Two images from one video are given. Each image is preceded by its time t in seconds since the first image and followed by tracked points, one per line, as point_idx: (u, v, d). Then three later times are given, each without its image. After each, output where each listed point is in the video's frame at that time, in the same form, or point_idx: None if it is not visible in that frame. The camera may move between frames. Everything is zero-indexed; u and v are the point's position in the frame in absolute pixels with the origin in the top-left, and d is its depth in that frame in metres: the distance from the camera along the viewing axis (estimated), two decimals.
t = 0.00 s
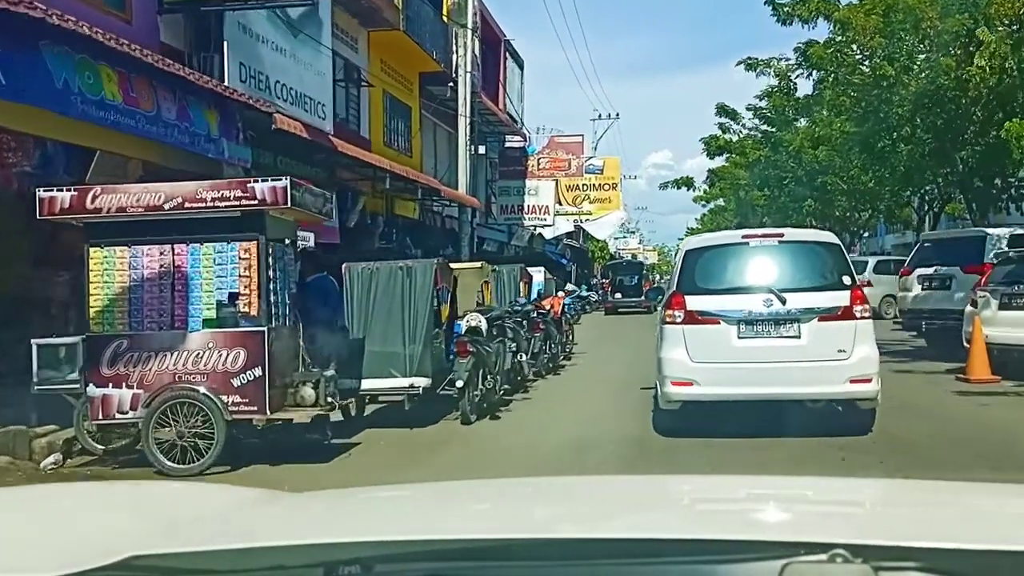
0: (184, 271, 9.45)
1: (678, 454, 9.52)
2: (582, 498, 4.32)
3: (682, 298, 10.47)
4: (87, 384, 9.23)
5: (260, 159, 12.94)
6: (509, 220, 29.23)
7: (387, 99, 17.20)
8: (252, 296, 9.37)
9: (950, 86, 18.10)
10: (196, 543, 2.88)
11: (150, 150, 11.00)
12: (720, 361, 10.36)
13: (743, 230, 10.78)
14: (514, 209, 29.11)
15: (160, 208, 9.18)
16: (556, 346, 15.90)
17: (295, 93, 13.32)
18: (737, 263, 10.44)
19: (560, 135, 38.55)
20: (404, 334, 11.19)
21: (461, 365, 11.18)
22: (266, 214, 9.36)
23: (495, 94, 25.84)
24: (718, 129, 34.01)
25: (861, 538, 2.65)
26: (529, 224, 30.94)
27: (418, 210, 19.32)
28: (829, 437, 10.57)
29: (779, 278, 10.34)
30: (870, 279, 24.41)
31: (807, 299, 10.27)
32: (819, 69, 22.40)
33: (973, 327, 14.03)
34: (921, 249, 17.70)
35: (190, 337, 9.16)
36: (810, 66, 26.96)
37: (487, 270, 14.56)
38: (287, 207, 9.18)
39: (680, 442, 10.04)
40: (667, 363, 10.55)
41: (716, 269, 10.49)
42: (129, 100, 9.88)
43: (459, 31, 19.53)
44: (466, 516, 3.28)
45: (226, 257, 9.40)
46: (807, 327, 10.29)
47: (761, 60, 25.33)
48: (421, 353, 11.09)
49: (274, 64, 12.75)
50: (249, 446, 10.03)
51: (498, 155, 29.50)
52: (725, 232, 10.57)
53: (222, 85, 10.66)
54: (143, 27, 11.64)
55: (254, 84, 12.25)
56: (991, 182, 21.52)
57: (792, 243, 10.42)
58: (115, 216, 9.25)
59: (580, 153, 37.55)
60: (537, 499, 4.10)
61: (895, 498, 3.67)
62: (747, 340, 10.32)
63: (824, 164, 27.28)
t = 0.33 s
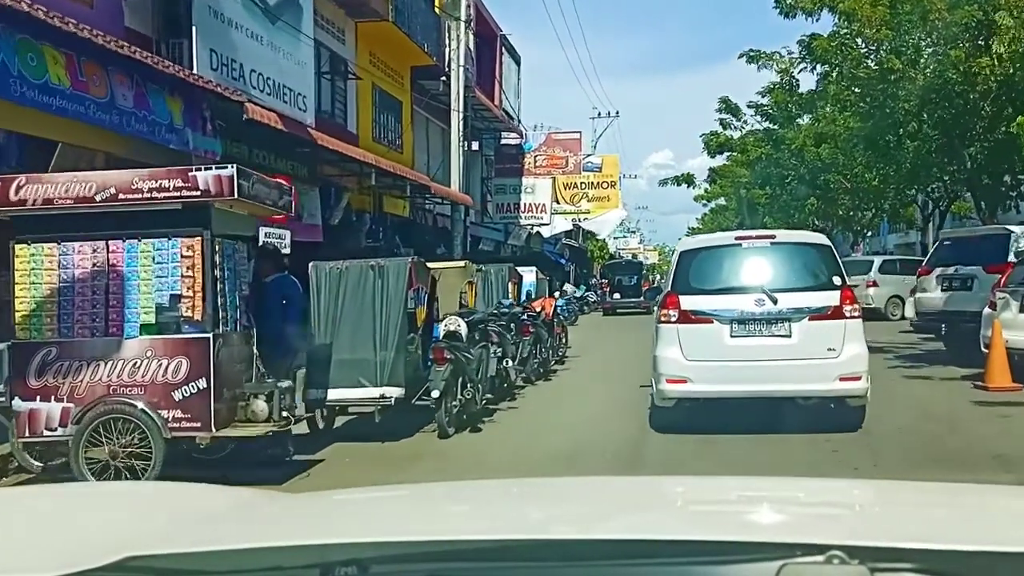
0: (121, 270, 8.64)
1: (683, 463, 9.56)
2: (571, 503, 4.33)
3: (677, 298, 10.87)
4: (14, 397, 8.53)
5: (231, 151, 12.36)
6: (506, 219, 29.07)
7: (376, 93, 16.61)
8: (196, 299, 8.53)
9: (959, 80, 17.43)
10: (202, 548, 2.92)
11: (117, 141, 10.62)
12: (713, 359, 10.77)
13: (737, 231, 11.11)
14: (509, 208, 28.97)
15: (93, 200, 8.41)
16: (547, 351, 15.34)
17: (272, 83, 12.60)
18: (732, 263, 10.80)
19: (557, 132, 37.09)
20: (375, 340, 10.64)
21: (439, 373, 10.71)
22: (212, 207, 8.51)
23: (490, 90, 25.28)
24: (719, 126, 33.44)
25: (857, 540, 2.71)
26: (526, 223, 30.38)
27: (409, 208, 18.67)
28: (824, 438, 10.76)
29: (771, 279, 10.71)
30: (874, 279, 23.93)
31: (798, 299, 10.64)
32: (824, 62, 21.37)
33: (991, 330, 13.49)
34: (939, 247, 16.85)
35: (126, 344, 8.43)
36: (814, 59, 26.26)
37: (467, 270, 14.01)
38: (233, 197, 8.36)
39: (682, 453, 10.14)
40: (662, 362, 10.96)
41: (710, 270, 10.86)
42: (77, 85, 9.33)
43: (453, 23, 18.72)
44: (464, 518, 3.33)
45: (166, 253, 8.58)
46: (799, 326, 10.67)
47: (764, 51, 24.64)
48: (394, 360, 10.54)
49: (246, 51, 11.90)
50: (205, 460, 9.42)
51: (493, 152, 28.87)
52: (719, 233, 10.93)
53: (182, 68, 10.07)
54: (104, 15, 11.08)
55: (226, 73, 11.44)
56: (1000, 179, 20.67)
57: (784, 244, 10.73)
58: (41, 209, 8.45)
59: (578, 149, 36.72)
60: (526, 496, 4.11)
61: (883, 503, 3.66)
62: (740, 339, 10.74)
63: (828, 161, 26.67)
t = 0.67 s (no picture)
0: (45, 269, 8.08)
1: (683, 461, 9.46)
2: (565, 506, 4.29)
3: (674, 297, 11.05)
4: None
5: (204, 145, 11.92)
6: (502, 219, 28.19)
7: (365, 86, 16.07)
8: (130, 304, 8.00)
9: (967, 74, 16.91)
10: (208, 543, 2.96)
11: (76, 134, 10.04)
12: (709, 357, 10.92)
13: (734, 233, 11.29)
14: (506, 206, 27.97)
15: (14, 191, 7.85)
16: (537, 356, 14.62)
17: (249, 72, 12.01)
18: (728, 263, 10.97)
19: (555, 129, 35.82)
20: (342, 347, 9.78)
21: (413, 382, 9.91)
22: (148, 198, 8.01)
23: (487, 87, 24.71)
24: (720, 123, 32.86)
25: (852, 538, 2.74)
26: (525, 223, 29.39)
27: (400, 206, 18.13)
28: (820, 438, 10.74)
29: (767, 279, 10.86)
30: (880, 279, 23.34)
31: (792, 298, 10.79)
32: (829, 56, 20.74)
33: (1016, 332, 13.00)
34: (959, 246, 15.98)
35: (50, 352, 7.87)
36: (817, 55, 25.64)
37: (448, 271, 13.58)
38: (170, 187, 7.79)
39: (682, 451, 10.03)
40: (660, 360, 11.12)
41: (708, 271, 11.02)
42: (20, 68, 8.79)
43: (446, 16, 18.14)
44: (463, 517, 3.36)
45: (93, 251, 8.01)
46: (793, 325, 10.80)
47: (767, 45, 24.04)
48: (363, 368, 9.69)
49: (219, 38, 11.33)
50: (161, 474, 8.88)
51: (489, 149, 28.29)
52: (715, 235, 11.10)
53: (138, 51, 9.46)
54: None
55: (198, 59, 10.87)
56: (1009, 176, 20.05)
57: (779, 244, 10.90)
58: None
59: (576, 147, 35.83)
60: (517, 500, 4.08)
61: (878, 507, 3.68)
62: (735, 338, 10.87)
63: (833, 159, 26.06)
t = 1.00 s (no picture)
0: None
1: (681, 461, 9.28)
2: (558, 503, 4.21)
3: (671, 296, 10.89)
4: None
5: (167, 135, 11.30)
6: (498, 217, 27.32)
7: (352, 77, 15.46)
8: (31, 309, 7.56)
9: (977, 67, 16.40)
10: (195, 543, 2.89)
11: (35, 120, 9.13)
12: (705, 356, 10.78)
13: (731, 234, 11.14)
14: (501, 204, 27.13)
15: None
16: (524, 360, 13.73)
17: (218, 58, 11.30)
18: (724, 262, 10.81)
19: (551, 124, 35.30)
20: (294, 358, 8.86)
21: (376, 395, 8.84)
22: (49, 184, 7.82)
23: (483, 82, 24.15)
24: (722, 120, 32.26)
25: (850, 537, 2.68)
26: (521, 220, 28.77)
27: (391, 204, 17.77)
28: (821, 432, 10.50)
29: (764, 279, 10.72)
30: (888, 279, 22.69)
31: (788, 297, 10.64)
32: (834, 48, 20.18)
33: None
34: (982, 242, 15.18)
35: None
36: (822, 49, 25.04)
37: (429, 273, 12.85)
38: (71, 169, 7.35)
39: (678, 450, 9.87)
40: (657, 358, 10.99)
41: (706, 272, 10.86)
42: None
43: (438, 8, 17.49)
44: (450, 517, 3.29)
45: None
46: (789, 324, 10.64)
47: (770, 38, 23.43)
48: (319, 381, 8.77)
49: (185, 20, 10.62)
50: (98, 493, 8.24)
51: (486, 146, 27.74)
52: (713, 235, 10.95)
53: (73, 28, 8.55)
54: None
55: (159, 42, 10.18)
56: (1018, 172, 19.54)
57: (775, 245, 10.76)
58: None
59: (574, 143, 35.08)
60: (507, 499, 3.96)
61: (876, 508, 3.59)
62: (732, 337, 10.72)
63: (838, 156, 25.49)
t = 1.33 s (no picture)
0: None
1: (683, 458, 8.97)
2: (547, 491, 4.03)
3: (671, 295, 10.46)
4: None
5: (125, 123, 10.36)
6: (495, 214, 26.99)
7: (337, 67, 14.81)
8: None
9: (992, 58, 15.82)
10: (170, 544, 2.76)
11: None
12: (705, 353, 10.36)
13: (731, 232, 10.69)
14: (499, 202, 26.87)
15: None
16: (509, 367, 12.22)
17: (183, 41, 10.44)
18: (725, 262, 10.37)
19: (550, 120, 34.46)
20: (236, 370, 7.60)
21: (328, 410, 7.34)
22: None
23: (479, 77, 23.50)
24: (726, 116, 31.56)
25: (853, 536, 2.56)
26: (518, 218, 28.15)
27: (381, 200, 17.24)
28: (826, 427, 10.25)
29: (764, 277, 10.26)
30: (899, 279, 22.00)
31: (788, 295, 10.21)
32: (842, 38, 19.50)
33: None
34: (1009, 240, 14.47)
35: None
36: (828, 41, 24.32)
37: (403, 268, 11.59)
38: None
39: (683, 447, 9.53)
40: (656, 356, 10.58)
41: (706, 271, 10.41)
42: None
43: None
44: (436, 515, 3.17)
45: None
46: (788, 323, 10.21)
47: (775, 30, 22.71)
48: (262, 396, 7.47)
49: None
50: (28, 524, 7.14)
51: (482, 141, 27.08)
52: (712, 233, 10.51)
53: None
54: None
55: (116, 22, 9.35)
56: None
57: (775, 243, 10.30)
58: None
59: (573, 139, 34.25)
60: (496, 493, 3.80)
61: (879, 502, 3.44)
62: (731, 335, 10.30)
63: (845, 152, 24.78)
